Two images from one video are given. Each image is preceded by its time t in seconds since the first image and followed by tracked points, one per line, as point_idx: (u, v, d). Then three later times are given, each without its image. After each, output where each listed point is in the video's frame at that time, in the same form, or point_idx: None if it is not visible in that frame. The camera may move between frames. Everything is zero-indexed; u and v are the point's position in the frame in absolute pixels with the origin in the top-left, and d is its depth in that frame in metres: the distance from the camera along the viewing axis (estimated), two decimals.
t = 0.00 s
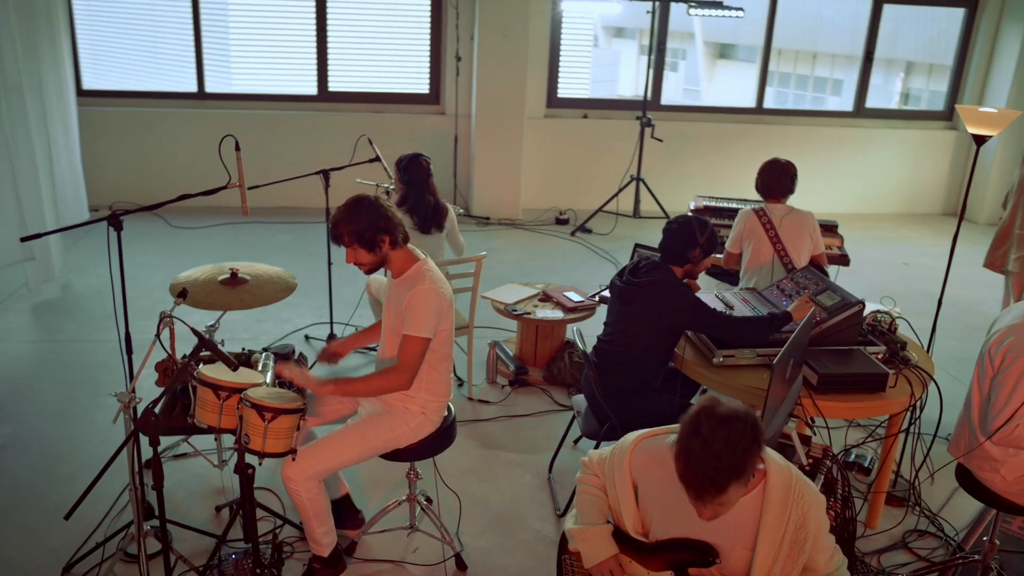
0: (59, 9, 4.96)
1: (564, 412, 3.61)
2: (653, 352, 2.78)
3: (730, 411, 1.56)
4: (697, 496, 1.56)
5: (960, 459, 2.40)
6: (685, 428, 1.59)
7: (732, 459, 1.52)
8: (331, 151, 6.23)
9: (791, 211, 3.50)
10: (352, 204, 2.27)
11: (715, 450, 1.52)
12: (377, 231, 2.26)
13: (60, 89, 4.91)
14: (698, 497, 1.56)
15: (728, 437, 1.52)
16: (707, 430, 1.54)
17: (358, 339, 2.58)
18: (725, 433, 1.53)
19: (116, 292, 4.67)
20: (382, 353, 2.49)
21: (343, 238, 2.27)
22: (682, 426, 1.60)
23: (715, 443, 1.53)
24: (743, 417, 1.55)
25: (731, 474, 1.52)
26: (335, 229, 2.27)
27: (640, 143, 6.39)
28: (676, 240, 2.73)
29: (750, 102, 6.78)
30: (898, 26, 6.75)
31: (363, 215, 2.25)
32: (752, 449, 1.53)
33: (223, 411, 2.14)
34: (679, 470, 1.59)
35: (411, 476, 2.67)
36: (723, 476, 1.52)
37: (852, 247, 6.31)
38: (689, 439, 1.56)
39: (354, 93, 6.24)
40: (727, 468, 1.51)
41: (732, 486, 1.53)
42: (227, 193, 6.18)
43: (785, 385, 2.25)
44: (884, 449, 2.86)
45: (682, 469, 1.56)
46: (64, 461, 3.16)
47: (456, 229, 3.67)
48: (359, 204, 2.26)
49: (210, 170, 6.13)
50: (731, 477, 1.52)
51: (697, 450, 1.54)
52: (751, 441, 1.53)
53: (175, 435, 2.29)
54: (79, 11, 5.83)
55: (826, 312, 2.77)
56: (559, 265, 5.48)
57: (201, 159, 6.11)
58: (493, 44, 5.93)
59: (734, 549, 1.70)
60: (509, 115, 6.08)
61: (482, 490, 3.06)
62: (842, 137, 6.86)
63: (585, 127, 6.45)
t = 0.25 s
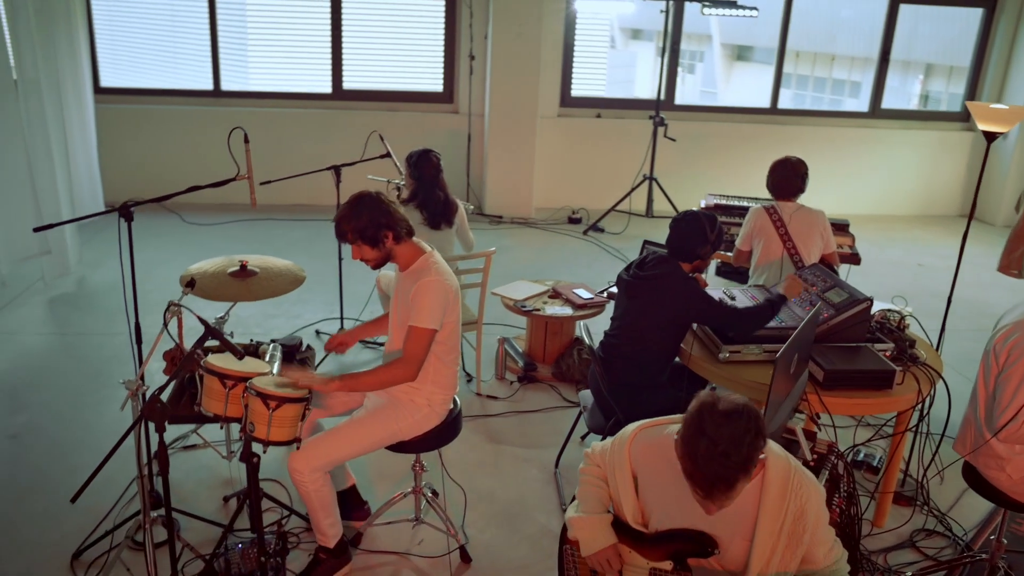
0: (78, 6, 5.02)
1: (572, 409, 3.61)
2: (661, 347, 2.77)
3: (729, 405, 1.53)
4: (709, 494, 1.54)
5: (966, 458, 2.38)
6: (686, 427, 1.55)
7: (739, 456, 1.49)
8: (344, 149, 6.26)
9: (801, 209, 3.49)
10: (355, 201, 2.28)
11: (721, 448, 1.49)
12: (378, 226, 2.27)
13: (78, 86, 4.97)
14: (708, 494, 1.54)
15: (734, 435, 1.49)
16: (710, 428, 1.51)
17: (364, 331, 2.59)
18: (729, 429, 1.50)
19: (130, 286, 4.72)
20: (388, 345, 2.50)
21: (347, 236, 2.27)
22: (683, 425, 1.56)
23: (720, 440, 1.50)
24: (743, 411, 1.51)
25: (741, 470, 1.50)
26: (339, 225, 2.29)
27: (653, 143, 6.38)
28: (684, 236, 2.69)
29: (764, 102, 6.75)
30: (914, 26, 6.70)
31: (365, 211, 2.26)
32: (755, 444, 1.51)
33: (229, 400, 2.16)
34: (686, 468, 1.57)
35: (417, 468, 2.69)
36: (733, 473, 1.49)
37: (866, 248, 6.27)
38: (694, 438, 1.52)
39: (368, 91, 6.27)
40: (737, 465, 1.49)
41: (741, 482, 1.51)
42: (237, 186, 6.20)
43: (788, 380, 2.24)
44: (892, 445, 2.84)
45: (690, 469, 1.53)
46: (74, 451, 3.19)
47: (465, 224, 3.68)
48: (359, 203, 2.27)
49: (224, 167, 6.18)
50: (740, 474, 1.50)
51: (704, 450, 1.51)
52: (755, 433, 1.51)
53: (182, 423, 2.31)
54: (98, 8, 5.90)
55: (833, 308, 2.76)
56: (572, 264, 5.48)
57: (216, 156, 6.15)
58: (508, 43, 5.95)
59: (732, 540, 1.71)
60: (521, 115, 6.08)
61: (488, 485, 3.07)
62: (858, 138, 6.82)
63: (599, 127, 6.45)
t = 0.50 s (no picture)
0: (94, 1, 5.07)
1: (579, 403, 3.62)
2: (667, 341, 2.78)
3: (721, 393, 1.51)
4: (725, 488, 1.50)
5: (971, 449, 2.39)
6: (685, 426, 1.51)
7: (747, 439, 1.48)
8: (357, 145, 6.28)
9: (812, 205, 3.48)
10: (364, 186, 2.30)
11: (730, 435, 1.47)
12: (389, 213, 2.30)
13: (94, 81, 5.01)
14: (723, 487, 1.50)
15: (736, 420, 1.47)
16: (712, 421, 1.47)
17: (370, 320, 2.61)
18: (730, 414, 1.48)
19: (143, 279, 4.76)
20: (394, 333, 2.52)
21: (356, 221, 2.30)
22: (679, 427, 1.52)
23: (724, 428, 1.47)
24: (737, 395, 1.50)
25: (752, 451, 1.48)
26: (348, 211, 2.31)
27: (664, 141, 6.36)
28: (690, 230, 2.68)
29: (777, 102, 6.73)
30: (930, 26, 6.66)
31: (375, 197, 2.28)
32: (757, 423, 1.49)
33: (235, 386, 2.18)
34: (694, 467, 1.53)
35: (422, 458, 2.70)
36: (746, 456, 1.47)
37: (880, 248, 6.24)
38: (698, 435, 1.48)
39: (381, 89, 6.29)
40: (748, 448, 1.47)
41: (753, 463, 1.49)
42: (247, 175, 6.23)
43: (793, 373, 2.25)
44: (899, 442, 2.83)
45: (701, 466, 1.49)
46: (84, 439, 3.22)
47: (474, 218, 3.68)
48: (370, 186, 2.29)
49: (237, 162, 6.21)
50: (751, 455, 1.48)
51: (713, 444, 1.47)
52: (753, 414, 1.50)
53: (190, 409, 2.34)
54: (115, 4, 5.95)
55: (840, 303, 2.76)
56: (583, 262, 5.48)
57: (229, 151, 6.19)
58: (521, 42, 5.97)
59: (731, 528, 1.70)
60: (533, 112, 6.09)
61: (493, 477, 3.08)
62: (872, 138, 6.78)
63: (611, 125, 6.44)
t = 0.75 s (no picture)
0: None
1: (583, 397, 3.62)
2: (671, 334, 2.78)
3: (709, 380, 1.45)
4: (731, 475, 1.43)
5: (976, 443, 2.37)
6: (676, 419, 1.45)
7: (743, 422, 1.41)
8: (366, 142, 6.31)
9: (816, 198, 3.46)
10: (360, 183, 2.31)
11: (725, 421, 1.40)
12: (387, 207, 2.30)
13: (104, 77, 5.06)
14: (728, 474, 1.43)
15: (729, 405, 1.40)
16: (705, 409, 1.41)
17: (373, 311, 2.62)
18: (722, 398, 1.41)
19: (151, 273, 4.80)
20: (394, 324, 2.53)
21: (356, 217, 2.31)
22: (673, 421, 1.45)
23: (719, 412, 1.41)
24: (726, 378, 1.44)
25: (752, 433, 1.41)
26: (349, 204, 2.31)
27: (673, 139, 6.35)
28: (693, 224, 2.68)
29: (787, 100, 6.70)
30: (942, 23, 6.62)
31: (375, 189, 2.29)
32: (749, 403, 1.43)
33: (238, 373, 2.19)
34: (695, 459, 1.45)
35: (424, 448, 2.71)
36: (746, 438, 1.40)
37: (890, 246, 6.20)
38: (693, 426, 1.42)
39: (390, 86, 6.31)
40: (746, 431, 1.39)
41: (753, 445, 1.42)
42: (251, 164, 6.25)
43: (794, 363, 2.25)
44: (902, 436, 2.82)
45: (702, 457, 1.42)
46: (90, 428, 3.25)
47: (479, 212, 3.69)
48: (366, 183, 2.30)
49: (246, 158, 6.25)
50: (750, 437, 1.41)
51: (709, 431, 1.40)
52: (745, 396, 1.43)
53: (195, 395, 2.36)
54: (127, 2, 6.00)
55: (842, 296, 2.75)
56: (591, 258, 5.48)
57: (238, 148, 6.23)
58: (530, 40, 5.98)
59: (725, 511, 1.70)
60: (541, 109, 6.09)
61: (495, 468, 3.08)
62: (883, 137, 6.75)
63: (619, 123, 6.44)
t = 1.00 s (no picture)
0: None
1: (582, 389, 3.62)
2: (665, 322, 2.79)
3: (690, 364, 1.42)
4: (716, 462, 1.39)
5: (967, 426, 2.36)
6: (658, 403, 1.42)
7: (725, 404, 1.38)
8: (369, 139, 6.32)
9: (816, 188, 3.44)
10: (360, 162, 2.33)
11: (707, 404, 1.37)
12: (378, 191, 2.32)
13: (107, 76, 5.10)
14: (713, 460, 1.40)
15: (711, 387, 1.37)
16: (685, 393, 1.38)
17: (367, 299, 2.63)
18: (703, 380, 1.38)
19: (154, 269, 4.83)
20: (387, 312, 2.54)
21: (349, 196, 2.34)
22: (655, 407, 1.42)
23: (699, 397, 1.38)
24: (706, 362, 1.41)
25: (734, 416, 1.37)
26: (346, 181, 2.34)
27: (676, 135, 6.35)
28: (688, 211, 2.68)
29: (791, 94, 6.68)
30: (946, 17, 6.59)
31: (366, 174, 2.31)
32: (730, 386, 1.40)
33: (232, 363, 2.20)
34: (680, 447, 1.42)
35: (419, 438, 2.72)
36: (728, 422, 1.36)
37: (894, 240, 6.18)
38: (675, 411, 1.38)
39: (393, 83, 6.33)
40: (729, 414, 1.36)
41: (737, 429, 1.39)
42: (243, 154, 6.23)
43: (785, 350, 2.23)
44: (899, 425, 2.81)
45: (685, 442, 1.39)
46: (90, 421, 3.28)
47: (477, 205, 3.69)
48: (364, 162, 2.33)
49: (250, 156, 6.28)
50: (733, 421, 1.38)
51: (691, 415, 1.37)
52: (727, 378, 1.39)
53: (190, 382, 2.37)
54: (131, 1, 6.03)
55: (838, 284, 2.74)
56: (593, 253, 5.48)
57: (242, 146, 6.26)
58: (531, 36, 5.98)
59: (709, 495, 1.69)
60: (543, 105, 6.09)
61: (492, 459, 3.09)
62: (887, 131, 6.72)
63: (621, 119, 6.43)
